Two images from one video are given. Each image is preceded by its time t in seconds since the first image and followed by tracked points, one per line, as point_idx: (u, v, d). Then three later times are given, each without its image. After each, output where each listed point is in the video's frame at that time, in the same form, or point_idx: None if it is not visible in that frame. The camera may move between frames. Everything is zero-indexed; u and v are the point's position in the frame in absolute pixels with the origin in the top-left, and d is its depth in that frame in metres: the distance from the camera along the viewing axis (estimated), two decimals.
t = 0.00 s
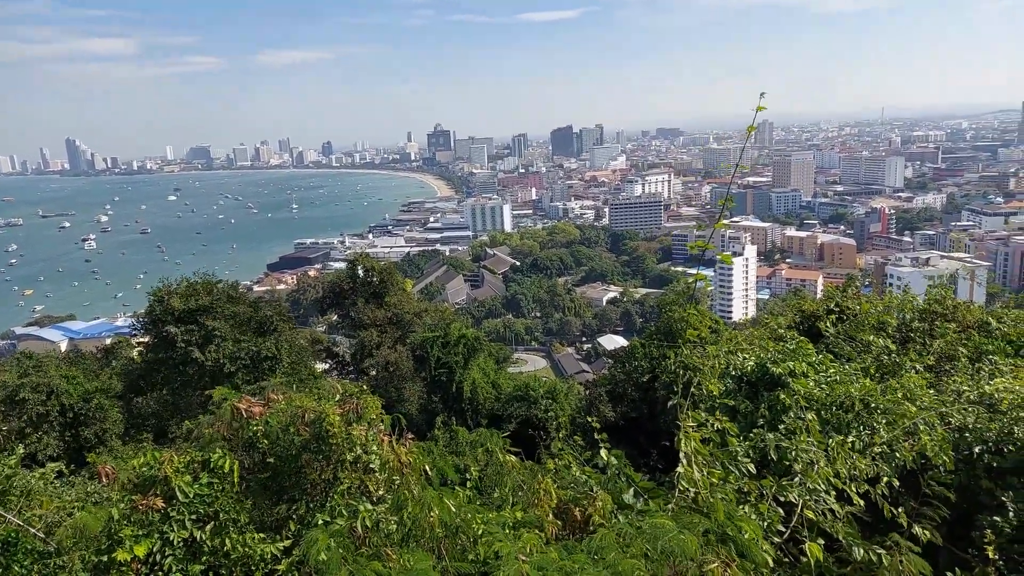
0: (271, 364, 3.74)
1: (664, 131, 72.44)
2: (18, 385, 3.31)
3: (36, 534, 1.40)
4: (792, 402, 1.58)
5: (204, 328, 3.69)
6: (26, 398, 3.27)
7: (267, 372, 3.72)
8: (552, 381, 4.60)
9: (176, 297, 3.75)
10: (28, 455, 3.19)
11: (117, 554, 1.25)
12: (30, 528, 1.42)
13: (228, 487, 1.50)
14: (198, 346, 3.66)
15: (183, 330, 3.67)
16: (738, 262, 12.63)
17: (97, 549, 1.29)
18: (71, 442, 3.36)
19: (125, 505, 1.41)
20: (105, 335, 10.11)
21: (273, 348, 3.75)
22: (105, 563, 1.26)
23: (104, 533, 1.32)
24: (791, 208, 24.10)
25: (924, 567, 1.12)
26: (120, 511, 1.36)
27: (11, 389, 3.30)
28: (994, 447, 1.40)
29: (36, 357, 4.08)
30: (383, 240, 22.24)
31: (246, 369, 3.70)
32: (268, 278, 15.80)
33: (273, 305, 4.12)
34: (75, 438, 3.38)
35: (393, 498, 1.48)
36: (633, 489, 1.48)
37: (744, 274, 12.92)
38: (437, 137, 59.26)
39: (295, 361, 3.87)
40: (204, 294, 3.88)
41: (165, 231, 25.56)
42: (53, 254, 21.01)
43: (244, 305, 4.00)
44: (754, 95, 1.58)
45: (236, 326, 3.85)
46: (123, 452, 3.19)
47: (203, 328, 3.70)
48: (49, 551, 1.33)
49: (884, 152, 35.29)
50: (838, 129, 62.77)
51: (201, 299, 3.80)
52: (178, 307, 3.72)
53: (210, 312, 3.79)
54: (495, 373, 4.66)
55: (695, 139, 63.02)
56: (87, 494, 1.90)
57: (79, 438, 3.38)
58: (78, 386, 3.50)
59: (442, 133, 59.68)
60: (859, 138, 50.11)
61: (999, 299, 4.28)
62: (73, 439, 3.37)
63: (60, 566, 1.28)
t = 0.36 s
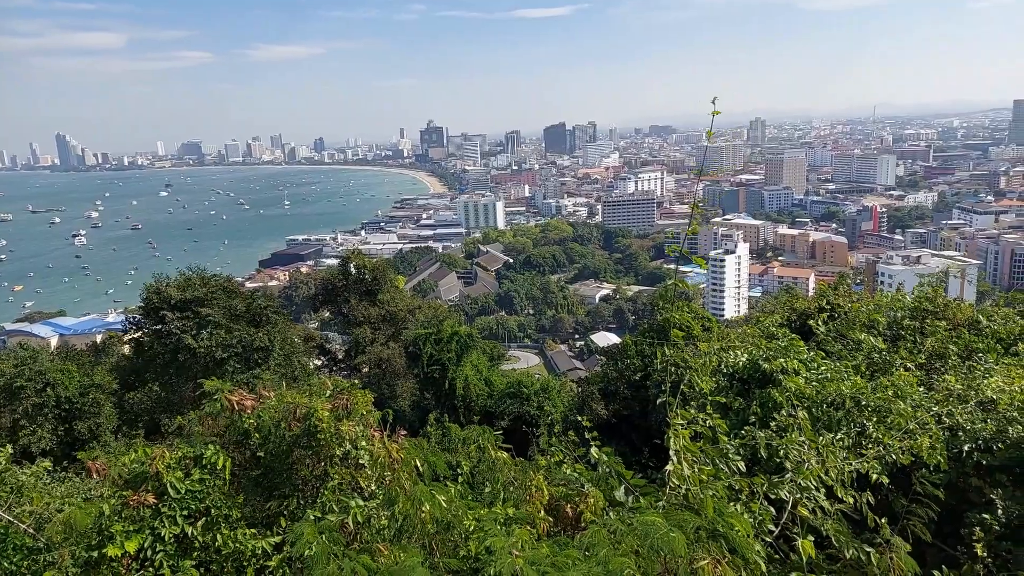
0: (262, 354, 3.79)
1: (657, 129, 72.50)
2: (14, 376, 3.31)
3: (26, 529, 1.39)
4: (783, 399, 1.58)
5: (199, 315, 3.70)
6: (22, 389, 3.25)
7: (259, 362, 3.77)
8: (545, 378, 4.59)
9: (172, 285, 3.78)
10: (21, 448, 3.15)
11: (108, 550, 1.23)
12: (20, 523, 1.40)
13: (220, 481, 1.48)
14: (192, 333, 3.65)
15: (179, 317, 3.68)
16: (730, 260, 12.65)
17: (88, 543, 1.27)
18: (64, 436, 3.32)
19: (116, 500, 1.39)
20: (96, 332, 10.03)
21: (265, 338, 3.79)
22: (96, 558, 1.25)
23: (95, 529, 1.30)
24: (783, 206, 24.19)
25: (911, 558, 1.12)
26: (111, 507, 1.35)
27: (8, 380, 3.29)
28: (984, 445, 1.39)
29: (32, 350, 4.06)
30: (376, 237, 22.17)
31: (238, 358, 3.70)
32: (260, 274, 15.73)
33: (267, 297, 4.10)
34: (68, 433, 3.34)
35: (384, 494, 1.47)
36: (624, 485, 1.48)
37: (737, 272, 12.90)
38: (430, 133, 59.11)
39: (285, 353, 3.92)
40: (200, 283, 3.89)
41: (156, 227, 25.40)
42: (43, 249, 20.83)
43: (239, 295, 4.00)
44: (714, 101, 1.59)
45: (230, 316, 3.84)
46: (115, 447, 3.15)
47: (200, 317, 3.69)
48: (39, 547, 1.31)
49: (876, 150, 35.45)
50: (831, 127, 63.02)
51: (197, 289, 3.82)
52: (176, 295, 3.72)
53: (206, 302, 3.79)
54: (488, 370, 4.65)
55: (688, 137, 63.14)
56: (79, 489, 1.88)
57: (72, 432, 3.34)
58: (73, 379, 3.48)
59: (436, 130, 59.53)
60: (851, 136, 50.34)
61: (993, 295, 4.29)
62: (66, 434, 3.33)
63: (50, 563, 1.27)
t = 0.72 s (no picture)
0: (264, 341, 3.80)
1: (655, 126, 72.47)
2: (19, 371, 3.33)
3: (25, 527, 1.38)
4: (780, 394, 1.58)
5: (203, 303, 3.77)
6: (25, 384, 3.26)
7: (261, 348, 3.77)
8: (543, 374, 4.59)
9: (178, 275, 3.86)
10: (22, 445, 3.12)
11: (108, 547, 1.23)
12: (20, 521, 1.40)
13: (221, 477, 1.48)
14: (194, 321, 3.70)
15: (183, 305, 3.75)
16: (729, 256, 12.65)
17: (89, 540, 1.28)
18: (65, 433, 3.30)
19: (115, 497, 1.39)
20: (95, 329, 10.02)
21: (267, 326, 3.81)
22: (97, 555, 1.25)
23: (96, 526, 1.31)
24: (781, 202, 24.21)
25: (907, 552, 1.13)
26: (111, 503, 1.35)
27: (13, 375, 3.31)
28: (982, 441, 1.40)
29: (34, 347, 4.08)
30: (374, 233, 22.14)
31: (241, 344, 3.71)
32: (258, 271, 15.71)
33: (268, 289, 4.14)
34: (70, 429, 3.32)
35: (383, 490, 1.46)
36: (622, 481, 1.47)
37: (735, 267, 12.87)
38: (428, 129, 59.00)
39: (286, 344, 3.92)
40: (204, 275, 3.97)
41: (154, 224, 25.36)
42: (40, 247, 20.78)
43: (241, 287, 4.04)
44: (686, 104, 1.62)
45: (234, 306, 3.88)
46: (116, 444, 3.13)
47: (206, 304, 3.75)
48: (38, 543, 1.31)
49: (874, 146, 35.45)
50: (829, 122, 62.99)
51: (203, 280, 3.89)
52: (182, 286, 3.80)
53: (210, 291, 3.86)
54: (486, 367, 4.66)
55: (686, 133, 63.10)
56: (78, 486, 1.88)
57: (74, 428, 3.32)
58: (76, 374, 3.48)
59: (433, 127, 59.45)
60: (849, 132, 50.34)
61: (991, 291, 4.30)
62: (67, 430, 3.31)
63: (50, 559, 1.26)
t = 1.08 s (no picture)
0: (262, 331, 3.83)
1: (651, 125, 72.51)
2: (16, 369, 3.30)
3: (19, 524, 1.38)
4: (774, 393, 1.58)
5: (205, 295, 3.82)
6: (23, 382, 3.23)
7: (260, 338, 3.80)
8: (539, 373, 4.59)
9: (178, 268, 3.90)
10: (18, 442, 3.10)
11: (102, 544, 1.23)
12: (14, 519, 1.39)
13: (216, 474, 1.48)
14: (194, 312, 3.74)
15: (184, 294, 3.78)
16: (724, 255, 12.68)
17: (82, 536, 1.27)
18: (62, 430, 3.28)
19: (110, 493, 1.38)
20: (89, 326, 9.98)
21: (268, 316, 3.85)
22: (90, 551, 1.24)
23: (89, 523, 1.30)
24: (776, 201, 24.27)
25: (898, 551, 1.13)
26: (105, 500, 1.34)
27: (9, 372, 3.28)
28: (975, 439, 1.40)
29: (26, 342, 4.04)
30: (369, 231, 22.11)
31: (241, 333, 3.75)
32: (253, 268, 15.67)
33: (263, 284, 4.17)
34: (66, 426, 3.31)
35: (378, 487, 1.46)
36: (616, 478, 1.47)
37: (730, 267, 12.92)
38: (424, 127, 58.93)
39: (282, 337, 3.95)
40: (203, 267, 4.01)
41: (149, 220, 25.26)
42: (34, 243, 20.67)
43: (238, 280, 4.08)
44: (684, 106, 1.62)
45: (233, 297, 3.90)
46: (114, 440, 3.13)
47: (205, 295, 3.81)
48: (32, 541, 1.30)
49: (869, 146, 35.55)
50: (824, 122, 63.14)
51: (203, 272, 3.94)
52: (181, 276, 3.84)
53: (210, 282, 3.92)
54: (482, 365, 4.66)
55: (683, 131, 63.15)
56: (73, 483, 1.87)
57: (70, 425, 3.31)
58: (73, 371, 3.47)
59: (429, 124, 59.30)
60: (845, 132, 50.46)
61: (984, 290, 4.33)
62: (64, 427, 3.29)
63: (43, 555, 1.25)
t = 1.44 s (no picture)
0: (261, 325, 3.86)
1: (648, 122, 72.50)
2: (12, 373, 3.28)
3: (18, 527, 1.37)
4: (772, 387, 1.59)
5: (203, 289, 3.83)
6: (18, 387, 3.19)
7: (261, 332, 3.83)
8: (538, 370, 4.60)
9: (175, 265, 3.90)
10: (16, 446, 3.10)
11: (102, 547, 1.23)
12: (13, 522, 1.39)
13: (215, 476, 1.48)
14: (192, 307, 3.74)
15: (181, 289, 3.78)
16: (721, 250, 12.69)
17: (82, 539, 1.27)
18: (60, 433, 3.29)
19: (109, 495, 1.38)
20: (86, 328, 9.96)
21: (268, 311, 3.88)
22: (91, 554, 1.25)
23: (89, 525, 1.30)
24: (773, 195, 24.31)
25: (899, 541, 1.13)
26: (104, 502, 1.34)
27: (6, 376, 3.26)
28: (973, 431, 1.40)
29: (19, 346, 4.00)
30: (366, 230, 22.08)
31: (242, 329, 3.77)
32: (250, 268, 15.64)
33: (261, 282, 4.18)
34: (65, 429, 3.31)
35: (379, 486, 1.46)
36: (616, 474, 1.46)
37: (728, 262, 12.93)
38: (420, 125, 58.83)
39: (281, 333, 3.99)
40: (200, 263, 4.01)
41: (145, 221, 25.19)
42: (29, 245, 20.60)
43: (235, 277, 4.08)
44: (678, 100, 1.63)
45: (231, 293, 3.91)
46: (112, 442, 3.13)
47: (202, 291, 3.82)
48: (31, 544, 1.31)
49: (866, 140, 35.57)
50: (820, 116, 63.18)
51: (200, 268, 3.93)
52: (178, 274, 3.84)
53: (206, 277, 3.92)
54: (481, 363, 4.67)
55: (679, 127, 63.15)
56: (72, 486, 1.86)
57: (68, 428, 3.31)
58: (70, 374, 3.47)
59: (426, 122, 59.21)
60: (841, 126, 50.52)
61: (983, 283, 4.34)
62: (62, 430, 3.29)
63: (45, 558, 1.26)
